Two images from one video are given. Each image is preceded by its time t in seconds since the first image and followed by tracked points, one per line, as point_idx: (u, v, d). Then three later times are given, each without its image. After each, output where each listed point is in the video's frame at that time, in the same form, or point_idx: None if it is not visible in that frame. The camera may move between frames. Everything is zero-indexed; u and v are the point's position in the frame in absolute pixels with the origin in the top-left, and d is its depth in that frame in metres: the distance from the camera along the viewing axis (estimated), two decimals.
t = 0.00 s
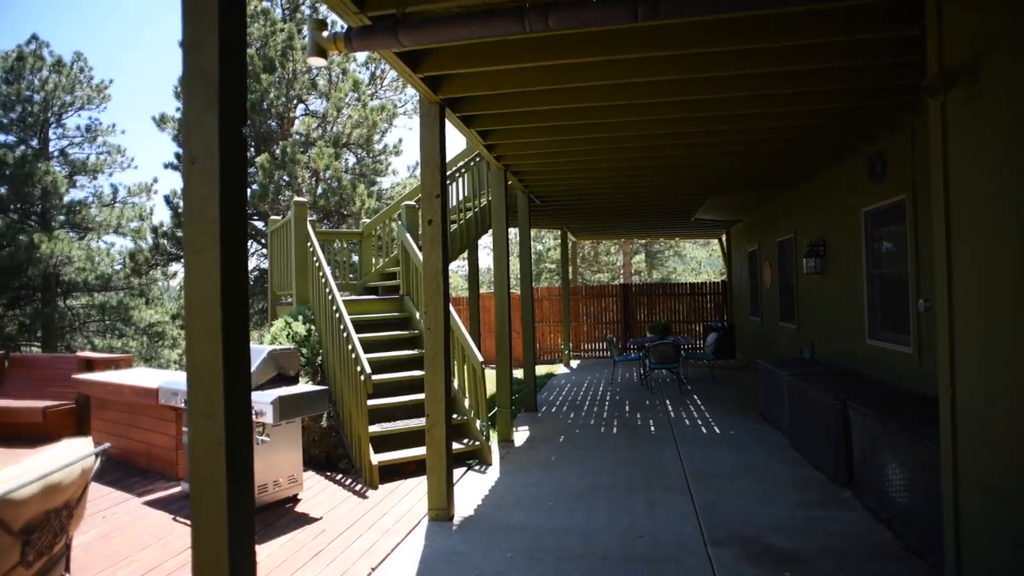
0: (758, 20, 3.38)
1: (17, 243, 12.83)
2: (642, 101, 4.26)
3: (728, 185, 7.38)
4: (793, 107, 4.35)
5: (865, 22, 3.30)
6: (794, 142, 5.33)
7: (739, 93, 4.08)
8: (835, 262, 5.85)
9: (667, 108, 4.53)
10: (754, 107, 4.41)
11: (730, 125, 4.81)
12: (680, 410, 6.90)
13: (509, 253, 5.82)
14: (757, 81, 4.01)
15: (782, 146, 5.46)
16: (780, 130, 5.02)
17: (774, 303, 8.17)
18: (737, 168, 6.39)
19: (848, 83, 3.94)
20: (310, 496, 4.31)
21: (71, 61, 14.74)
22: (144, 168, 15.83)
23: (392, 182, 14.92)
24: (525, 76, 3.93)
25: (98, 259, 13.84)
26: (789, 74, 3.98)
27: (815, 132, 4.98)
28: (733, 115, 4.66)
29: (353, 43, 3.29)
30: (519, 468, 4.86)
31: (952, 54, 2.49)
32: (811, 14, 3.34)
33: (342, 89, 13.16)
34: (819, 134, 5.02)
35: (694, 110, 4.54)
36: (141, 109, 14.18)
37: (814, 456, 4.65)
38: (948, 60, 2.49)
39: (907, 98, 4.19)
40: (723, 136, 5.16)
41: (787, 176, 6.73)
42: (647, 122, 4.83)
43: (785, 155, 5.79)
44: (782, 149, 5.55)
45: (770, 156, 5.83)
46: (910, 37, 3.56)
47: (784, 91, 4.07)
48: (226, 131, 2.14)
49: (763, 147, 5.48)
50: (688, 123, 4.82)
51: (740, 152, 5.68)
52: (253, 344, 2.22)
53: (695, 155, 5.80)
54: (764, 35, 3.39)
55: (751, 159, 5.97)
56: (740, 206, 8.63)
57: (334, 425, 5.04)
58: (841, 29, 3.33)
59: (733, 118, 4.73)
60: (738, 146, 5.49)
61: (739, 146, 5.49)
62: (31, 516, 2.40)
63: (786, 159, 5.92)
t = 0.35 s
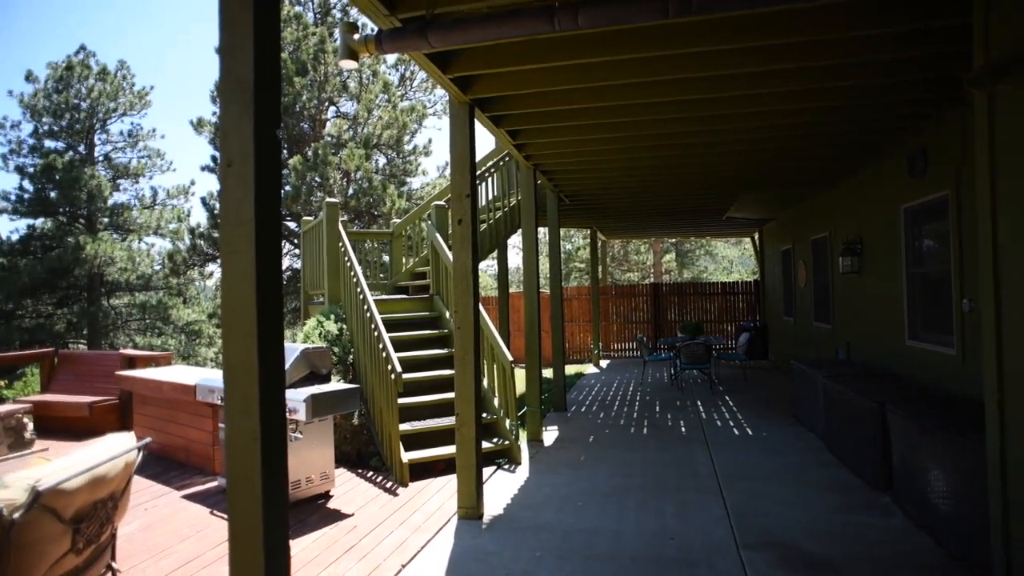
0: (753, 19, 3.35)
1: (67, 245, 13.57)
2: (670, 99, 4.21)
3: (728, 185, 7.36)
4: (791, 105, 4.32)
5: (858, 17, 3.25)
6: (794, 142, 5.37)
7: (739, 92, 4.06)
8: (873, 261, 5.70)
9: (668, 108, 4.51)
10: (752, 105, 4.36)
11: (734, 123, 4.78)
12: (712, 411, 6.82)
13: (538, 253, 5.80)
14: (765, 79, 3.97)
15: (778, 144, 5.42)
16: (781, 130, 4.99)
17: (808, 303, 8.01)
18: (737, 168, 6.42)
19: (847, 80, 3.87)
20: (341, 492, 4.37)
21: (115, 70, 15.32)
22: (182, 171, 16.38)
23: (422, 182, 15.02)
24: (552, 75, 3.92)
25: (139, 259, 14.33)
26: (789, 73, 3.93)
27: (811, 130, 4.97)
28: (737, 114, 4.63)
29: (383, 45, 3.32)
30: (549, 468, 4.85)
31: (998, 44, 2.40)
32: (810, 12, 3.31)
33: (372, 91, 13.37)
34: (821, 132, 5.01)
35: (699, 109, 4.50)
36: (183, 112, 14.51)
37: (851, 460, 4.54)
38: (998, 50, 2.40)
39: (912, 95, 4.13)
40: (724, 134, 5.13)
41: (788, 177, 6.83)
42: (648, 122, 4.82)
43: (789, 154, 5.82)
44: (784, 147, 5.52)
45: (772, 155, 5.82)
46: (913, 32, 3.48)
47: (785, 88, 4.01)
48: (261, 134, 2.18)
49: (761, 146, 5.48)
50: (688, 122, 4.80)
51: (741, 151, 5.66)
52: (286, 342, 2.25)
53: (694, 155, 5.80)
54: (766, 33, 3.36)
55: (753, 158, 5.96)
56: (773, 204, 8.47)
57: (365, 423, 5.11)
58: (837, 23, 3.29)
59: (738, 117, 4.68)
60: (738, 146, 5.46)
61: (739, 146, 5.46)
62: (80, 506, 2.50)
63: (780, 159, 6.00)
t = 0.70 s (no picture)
0: (752, 18, 3.33)
1: (111, 247, 14.12)
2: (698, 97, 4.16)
3: (730, 185, 7.37)
4: (791, 104, 4.29)
5: (849, 16, 3.23)
6: (793, 142, 5.40)
7: (737, 92, 4.05)
8: (914, 259, 5.55)
9: (670, 108, 4.48)
10: (754, 104, 4.33)
11: (737, 123, 4.76)
12: (744, 412, 6.72)
13: (568, 253, 5.79)
14: (770, 77, 3.94)
15: (775, 143, 5.40)
16: (773, 129, 4.97)
17: (845, 302, 7.82)
18: (738, 168, 6.42)
19: (833, 78, 3.86)
20: (372, 489, 4.43)
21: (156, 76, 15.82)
22: (219, 174, 16.82)
23: (452, 183, 15.11)
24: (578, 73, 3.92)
25: (178, 260, 14.82)
26: (789, 71, 3.90)
27: (807, 130, 4.98)
28: (740, 113, 4.59)
29: (413, 47, 3.35)
30: (579, 468, 4.84)
31: None
32: (805, 11, 3.28)
33: (402, 93, 13.50)
34: (820, 131, 5.00)
35: (702, 109, 4.46)
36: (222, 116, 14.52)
37: (890, 464, 4.42)
38: None
39: (911, 92, 4.09)
40: (725, 134, 5.10)
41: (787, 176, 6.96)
42: (653, 122, 4.80)
43: (784, 154, 5.85)
44: (783, 146, 5.50)
45: (770, 155, 5.83)
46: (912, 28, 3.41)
47: (784, 87, 3.97)
48: (295, 136, 2.22)
49: (758, 146, 5.48)
50: (692, 121, 4.76)
51: (744, 151, 5.64)
52: (320, 341, 2.29)
53: (698, 155, 5.78)
54: (770, 32, 3.32)
55: (756, 158, 5.93)
56: (809, 201, 8.30)
57: (396, 421, 5.17)
58: (830, 20, 3.26)
59: (742, 117, 4.65)
60: (740, 145, 5.44)
61: (740, 145, 5.43)
62: (124, 497, 2.58)
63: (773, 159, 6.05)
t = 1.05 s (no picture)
0: (749, 18, 3.32)
1: (151, 247, 14.60)
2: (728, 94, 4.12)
3: (730, 185, 7.38)
4: (786, 103, 4.28)
5: (849, 14, 3.20)
6: (794, 141, 5.38)
7: (733, 92, 4.06)
8: (957, 257, 5.38)
9: (674, 107, 4.48)
10: (754, 104, 4.35)
11: (739, 122, 4.76)
12: (778, 414, 6.60)
13: (598, 252, 5.76)
14: (771, 77, 3.93)
15: (774, 142, 5.40)
16: (764, 130, 4.99)
17: (883, 302, 7.63)
18: (738, 168, 6.43)
19: (830, 76, 3.85)
20: (403, 487, 4.47)
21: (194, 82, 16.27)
22: (254, 175, 17.16)
23: (481, 183, 15.16)
24: (604, 72, 3.91)
25: (214, 260, 15.23)
26: (787, 71, 3.89)
27: (805, 129, 4.96)
28: (738, 112, 4.60)
29: (444, 48, 3.37)
30: (609, 468, 4.81)
31: None
32: (801, 10, 3.27)
33: (432, 93, 13.59)
34: (821, 130, 4.98)
35: (703, 109, 4.46)
36: (256, 118, 14.83)
37: (933, 468, 4.29)
38: None
39: (912, 89, 4.06)
40: (727, 134, 5.09)
41: (785, 177, 6.96)
42: (663, 121, 4.82)
43: (780, 155, 5.87)
44: (779, 146, 5.52)
45: (770, 155, 5.84)
46: (911, 25, 3.39)
47: (786, 87, 3.96)
48: (328, 137, 2.25)
49: (756, 146, 5.50)
50: (695, 121, 4.77)
51: (744, 151, 5.65)
52: (353, 339, 2.32)
53: (700, 155, 5.79)
54: (769, 31, 3.30)
55: (759, 157, 5.93)
56: (845, 198, 8.12)
57: (426, 420, 5.22)
58: (828, 19, 3.24)
59: (742, 117, 4.67)
60: (739, 146, 5.46)
61: (740, 145, 5.44)
62: (166, 491, 2.66)
63: (774, 159, 6.05)
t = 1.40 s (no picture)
0: (748, 18, 3.32)
1: (186, 249, 14.98)
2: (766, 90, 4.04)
3: (729, 185, 7.36)
4: (783, 103, 4.30)
5: (844, 14, 3.18)
6: (794, 141, 5.36)
7: (732, 91, 4.07)
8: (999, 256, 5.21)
9: (683, 107, 4.47)
10: (755, 104, 4.36)
11: (740, 122, 4.76)
12: (812, 415, 6.49)
13: (626, 252, 5.72)
14: (771, 77, 3.93)
15: (774, 142, 5.39)
16: (764, 129, 4.99)
17: (921, 302, 7.43)
18: (738, 168, 6.42)
19: (825, 75, 3.84)
20: (432, 485, 4.50)
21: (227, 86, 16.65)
22: (284, 177, 17.45)
23: (509, 182, 15.16)
24: (628, 71, 3.89)
25: (247, 260, 15.54)
26: (788, 71, 3.89)
27: (801, 129, 4.98)
28: (740, 112, 4.60)
29: (472, 48, 3.37)
30: (638, 469, 4.78)
31: None
32: (798, 9, 3.26)
33: (459, 94, 13.64)
34: (820, 130, 4.99)
35: (710, 109, 4.44)
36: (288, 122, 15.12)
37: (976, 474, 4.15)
38: None
39: (912, 88, 4.04)
40: (733, 134, 5.07)
41: (784, 177, 6.95)
42: (685, 121, 4.79)
43: (778, 155, 5.88)
44: (778, 146, 5.53)
45: (772, 155, 5.83)
46: (907, 23, 3.38)
47: (788, 86, 3.96)
48: (357, 138, 2.28)
49: (757, 146, 5.50)
50: (701, 121, 4.75)
51: (744, 151, 5.64)
52: (382, 338, 2.35)
53: (701, 155, 5.77)
54: (766, 31, 3.30)
55: (764, 157, 5.92)
56: (880, 195, 7.94)
57: (454, 419, 5.25)
58: (827, 18, 3.22)
59: (743, 117, 4.67)
60: (741, 146, 5.45)
61: (742, 145, 5.44)
62: (202, 485, 2.73)
63: (778, 159, 6.04)
